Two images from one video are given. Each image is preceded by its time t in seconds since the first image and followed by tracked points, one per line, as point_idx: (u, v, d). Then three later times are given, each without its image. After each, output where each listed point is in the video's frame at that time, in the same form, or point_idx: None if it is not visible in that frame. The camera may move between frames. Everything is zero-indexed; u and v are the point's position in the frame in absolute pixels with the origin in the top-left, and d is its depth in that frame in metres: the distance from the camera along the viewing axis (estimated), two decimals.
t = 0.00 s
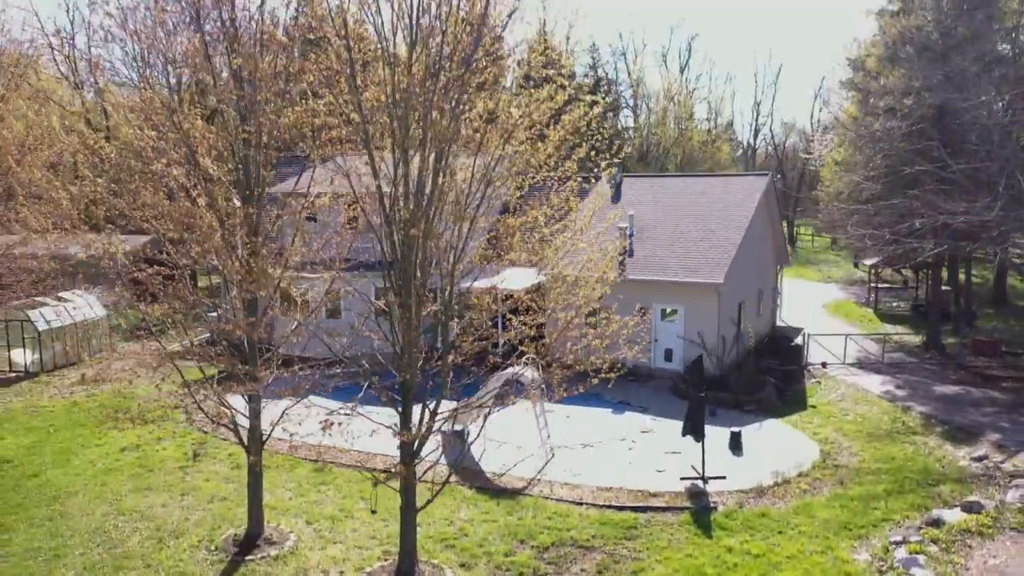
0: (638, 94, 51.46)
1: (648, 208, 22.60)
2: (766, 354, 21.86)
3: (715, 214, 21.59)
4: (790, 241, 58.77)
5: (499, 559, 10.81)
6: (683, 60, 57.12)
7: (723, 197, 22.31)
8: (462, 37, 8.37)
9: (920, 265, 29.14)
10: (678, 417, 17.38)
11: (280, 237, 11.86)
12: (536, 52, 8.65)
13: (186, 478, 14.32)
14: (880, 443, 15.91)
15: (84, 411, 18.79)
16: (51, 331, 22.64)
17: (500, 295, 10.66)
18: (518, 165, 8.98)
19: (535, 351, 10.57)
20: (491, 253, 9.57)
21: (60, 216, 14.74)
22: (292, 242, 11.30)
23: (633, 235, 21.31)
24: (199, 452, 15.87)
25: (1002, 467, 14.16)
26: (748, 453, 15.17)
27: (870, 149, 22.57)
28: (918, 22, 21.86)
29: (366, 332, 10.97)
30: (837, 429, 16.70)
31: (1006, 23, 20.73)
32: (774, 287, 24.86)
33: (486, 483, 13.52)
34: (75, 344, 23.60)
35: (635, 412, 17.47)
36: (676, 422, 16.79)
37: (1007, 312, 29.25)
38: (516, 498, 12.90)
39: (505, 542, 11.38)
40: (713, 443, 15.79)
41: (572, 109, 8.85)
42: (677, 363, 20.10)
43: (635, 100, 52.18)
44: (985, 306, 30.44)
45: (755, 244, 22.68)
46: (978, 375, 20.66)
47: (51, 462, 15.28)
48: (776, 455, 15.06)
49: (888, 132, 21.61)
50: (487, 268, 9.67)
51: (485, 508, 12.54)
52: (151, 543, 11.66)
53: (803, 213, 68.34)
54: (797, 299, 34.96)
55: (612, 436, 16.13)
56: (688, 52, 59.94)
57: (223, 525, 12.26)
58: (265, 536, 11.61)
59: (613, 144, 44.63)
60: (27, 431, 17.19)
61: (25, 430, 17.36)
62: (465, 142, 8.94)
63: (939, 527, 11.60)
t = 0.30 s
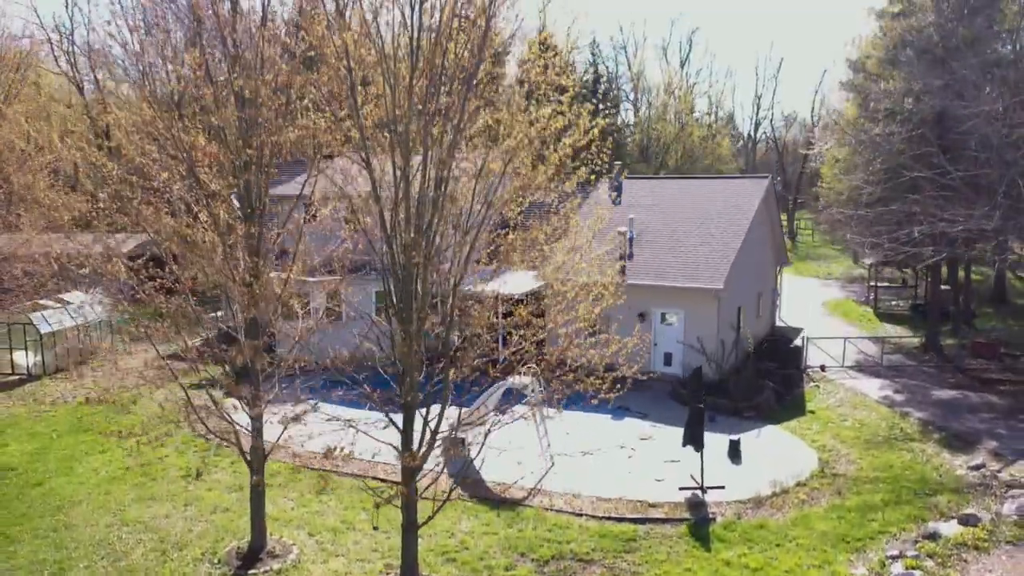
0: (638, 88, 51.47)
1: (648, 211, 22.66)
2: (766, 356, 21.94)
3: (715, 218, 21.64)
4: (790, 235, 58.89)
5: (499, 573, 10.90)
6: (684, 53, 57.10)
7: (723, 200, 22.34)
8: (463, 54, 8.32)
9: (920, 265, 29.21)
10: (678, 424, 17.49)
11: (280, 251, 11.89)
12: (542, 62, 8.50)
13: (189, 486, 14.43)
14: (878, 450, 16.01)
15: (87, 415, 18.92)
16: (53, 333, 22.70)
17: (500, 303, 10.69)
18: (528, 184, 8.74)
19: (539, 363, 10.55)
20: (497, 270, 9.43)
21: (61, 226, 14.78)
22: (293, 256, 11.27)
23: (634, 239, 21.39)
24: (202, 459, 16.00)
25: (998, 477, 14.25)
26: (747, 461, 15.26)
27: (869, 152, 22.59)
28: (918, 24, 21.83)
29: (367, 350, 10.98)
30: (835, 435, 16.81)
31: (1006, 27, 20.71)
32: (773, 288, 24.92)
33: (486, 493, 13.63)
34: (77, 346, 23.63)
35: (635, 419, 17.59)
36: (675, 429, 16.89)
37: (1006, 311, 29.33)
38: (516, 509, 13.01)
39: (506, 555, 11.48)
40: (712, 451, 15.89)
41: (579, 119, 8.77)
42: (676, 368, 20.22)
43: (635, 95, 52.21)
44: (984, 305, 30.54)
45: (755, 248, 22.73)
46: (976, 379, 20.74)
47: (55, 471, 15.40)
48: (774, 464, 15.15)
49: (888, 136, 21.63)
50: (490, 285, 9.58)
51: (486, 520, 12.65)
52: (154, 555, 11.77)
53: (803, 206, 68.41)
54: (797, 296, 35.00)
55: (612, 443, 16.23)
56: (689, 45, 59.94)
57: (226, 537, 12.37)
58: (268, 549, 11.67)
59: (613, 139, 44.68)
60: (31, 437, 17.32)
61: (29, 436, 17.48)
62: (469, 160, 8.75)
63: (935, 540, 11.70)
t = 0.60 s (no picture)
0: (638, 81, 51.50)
1: (648, 215, 22.72)
2: (764, 359, 22.03)
3: (714, 222, 21.69)
4: (790, 228, 58.98)
5: None
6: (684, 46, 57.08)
7: (722, 203, 22.36)
8: (464, 75, 7.91)
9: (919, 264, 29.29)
10: (677, 429, 17.61)
11: (282, 267, 11.91)
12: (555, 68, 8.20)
13: (192, 496, 14.57)
14: (876, 457, 16.12)
15: (89, 420, 19.08)
16: (56, 335, 22.84)
17: (500, 310, 10.66)
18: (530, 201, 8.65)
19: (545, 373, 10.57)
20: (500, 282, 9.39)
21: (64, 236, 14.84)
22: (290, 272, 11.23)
23: (633, 243, 21.46)
24: (204, 467, 16.15)
25: (995, 486, 14.37)
26: (745, 470, 15.34)
27: (870, 155, 22.60)
28: (920, 27, 21.82)
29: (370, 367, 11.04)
30: (833, 442, 16.92)
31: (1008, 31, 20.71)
32: (772, 290, 24.99)
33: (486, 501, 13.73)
34: (82, 347, 23.81)
35: (634, 425, 17.71)
36: (674, 436, 16.99)
37: (1005, 311, 29.41)
38: (516, 520, 13.13)
39: (506, 568, 11.59)
40: (710, 458, 16.01)
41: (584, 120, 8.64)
42: (675, 371, 20.34)
43: (636, 88, 52.22)
44: (983, 304, 30.63)
45: (755, 250, 22.78)
46: (975, 382, 20.83)
47: (59, 478, 15.55)
48: (772, 472, 15.29)
49: (888, 139, 21.65)
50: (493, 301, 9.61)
51: (486, 531, 12.76)
52: (159, 568, 11.90)
53: (803, 198, 68.45)
54: (797, 293, 35.09)
55: (611, 450, 16.36)
56: (689, 37, 59.89)
57: (229, 548, 12.49)
58: (271, 562, 11.69)
59: (613, 134, 44.76)
60: (36, 443, 17.45)
61: (33, 441, 17.62)
62: (472, 168, 8.71)
63: (931, 553, 11.82)
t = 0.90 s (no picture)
0: (638, 70, 51.37)
1: (648, 217, 22.78)
2: (762, 362, 22.20)
3: (714, 226, 21.77)
4: (790, 217, 59.05)
5: None
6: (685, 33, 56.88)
7: (722, 207, 22.43)
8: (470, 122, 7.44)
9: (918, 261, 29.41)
10: (676, 438, 17.81)
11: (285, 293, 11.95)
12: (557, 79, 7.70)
13: (198, 509, 14.80)
14: (872, 468, 16.33)
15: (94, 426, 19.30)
16: (60, 339, 23.16)
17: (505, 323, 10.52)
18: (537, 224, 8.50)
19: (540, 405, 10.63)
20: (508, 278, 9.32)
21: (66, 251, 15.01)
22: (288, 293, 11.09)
23: (633, 246, 21.56)
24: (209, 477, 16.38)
25: (988, 500, 14.59)
26: (742, 483, 15.55)
27: (869, 158, 22.65)
28: (920, 31, 21.83)
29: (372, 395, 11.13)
30: (830, 451, 17.13)
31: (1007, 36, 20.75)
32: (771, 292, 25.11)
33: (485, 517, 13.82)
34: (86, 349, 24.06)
35: (633, 434, 17.90)
36: (673, 445, 17.20)
37: (1003, 308, 29.56)
38: (517, 536, 13.36)
39: None
40: (708, 469, 16.21)
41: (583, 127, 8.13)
42: (674, 376, 20.49)
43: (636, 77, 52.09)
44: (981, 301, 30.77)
45: (755, 253, 22.88)
46: (971, 386, 21.01)
47: (66, 490, 15.77)
48: (769, 484, 15.50)
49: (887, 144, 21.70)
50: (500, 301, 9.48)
51: (488, 548, 12.98)
52: None
53: (802, 185, 68.42)
54: (796, 287, 35.28)
55: (610, 461, 16.55)
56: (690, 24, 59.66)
57: (235, 566, 12.71)
58: None
59: (613, 125, 44.76)
60: (43, 451, 17.69)
61: (39, 449, 17.85)
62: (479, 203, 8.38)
63: (924, 573, 12.04)
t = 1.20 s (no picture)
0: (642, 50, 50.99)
1: (647, 227, 23.06)
2: (758, 371, 22.62)
3: (714, 238, 22.05)
4: (793, 196, 59.00)
5: None
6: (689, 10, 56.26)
7: (721, 218, 22.67)
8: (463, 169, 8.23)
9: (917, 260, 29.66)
10: (672, 457, 18.25)
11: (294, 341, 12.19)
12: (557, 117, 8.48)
13: (212, 537, 15.37)
14: (863, 490, 16.84)
15: (107, 441, 19.84)
16: (70, 347, 23.58)
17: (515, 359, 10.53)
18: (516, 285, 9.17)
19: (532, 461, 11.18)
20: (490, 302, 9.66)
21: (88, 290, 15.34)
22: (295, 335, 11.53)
23: (632, 259, 21.88)
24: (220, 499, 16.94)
25: (973, 528, 15.11)
26: (736, 508, 16.05)
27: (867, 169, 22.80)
28: (922, 44, 21.81)
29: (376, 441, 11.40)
30: (823, 471, 17.62)
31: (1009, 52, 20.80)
32: (768, 297, 25.43)
33: (487, 538, 14.12)
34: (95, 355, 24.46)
35: (631, 452, 18.34)
36: (670, 465, 17.65)
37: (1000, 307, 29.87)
38: (518, 569, 13.89)
39: None
40: (703, 492, 16.68)
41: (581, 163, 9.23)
42: (672, 390, 20.91)
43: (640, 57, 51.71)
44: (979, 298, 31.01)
45: (753, 262, 23.19)
46: (963, 397, 21.44)
47: (83, 514, 16.35)
48: (763, 510, 15.98)
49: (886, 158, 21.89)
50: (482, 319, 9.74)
51: None
52: None
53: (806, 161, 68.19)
54: (795, 279, 35.52)
55: (608, 484, 17.01)
56: None
57: None
58: None
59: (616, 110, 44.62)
60: (58, 469, 18.29)
61: (54, 468, 18.41)
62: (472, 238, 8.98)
63: None
